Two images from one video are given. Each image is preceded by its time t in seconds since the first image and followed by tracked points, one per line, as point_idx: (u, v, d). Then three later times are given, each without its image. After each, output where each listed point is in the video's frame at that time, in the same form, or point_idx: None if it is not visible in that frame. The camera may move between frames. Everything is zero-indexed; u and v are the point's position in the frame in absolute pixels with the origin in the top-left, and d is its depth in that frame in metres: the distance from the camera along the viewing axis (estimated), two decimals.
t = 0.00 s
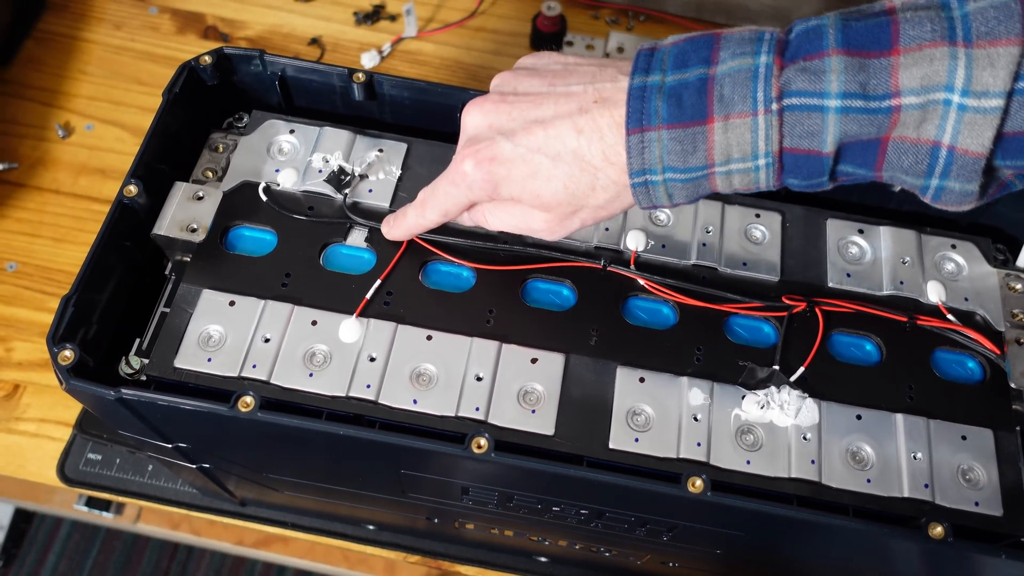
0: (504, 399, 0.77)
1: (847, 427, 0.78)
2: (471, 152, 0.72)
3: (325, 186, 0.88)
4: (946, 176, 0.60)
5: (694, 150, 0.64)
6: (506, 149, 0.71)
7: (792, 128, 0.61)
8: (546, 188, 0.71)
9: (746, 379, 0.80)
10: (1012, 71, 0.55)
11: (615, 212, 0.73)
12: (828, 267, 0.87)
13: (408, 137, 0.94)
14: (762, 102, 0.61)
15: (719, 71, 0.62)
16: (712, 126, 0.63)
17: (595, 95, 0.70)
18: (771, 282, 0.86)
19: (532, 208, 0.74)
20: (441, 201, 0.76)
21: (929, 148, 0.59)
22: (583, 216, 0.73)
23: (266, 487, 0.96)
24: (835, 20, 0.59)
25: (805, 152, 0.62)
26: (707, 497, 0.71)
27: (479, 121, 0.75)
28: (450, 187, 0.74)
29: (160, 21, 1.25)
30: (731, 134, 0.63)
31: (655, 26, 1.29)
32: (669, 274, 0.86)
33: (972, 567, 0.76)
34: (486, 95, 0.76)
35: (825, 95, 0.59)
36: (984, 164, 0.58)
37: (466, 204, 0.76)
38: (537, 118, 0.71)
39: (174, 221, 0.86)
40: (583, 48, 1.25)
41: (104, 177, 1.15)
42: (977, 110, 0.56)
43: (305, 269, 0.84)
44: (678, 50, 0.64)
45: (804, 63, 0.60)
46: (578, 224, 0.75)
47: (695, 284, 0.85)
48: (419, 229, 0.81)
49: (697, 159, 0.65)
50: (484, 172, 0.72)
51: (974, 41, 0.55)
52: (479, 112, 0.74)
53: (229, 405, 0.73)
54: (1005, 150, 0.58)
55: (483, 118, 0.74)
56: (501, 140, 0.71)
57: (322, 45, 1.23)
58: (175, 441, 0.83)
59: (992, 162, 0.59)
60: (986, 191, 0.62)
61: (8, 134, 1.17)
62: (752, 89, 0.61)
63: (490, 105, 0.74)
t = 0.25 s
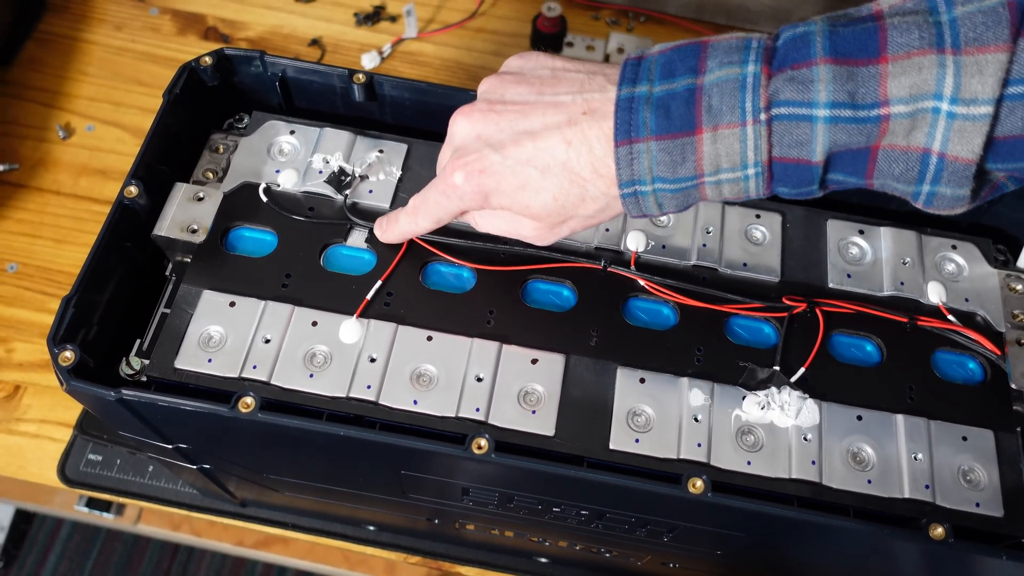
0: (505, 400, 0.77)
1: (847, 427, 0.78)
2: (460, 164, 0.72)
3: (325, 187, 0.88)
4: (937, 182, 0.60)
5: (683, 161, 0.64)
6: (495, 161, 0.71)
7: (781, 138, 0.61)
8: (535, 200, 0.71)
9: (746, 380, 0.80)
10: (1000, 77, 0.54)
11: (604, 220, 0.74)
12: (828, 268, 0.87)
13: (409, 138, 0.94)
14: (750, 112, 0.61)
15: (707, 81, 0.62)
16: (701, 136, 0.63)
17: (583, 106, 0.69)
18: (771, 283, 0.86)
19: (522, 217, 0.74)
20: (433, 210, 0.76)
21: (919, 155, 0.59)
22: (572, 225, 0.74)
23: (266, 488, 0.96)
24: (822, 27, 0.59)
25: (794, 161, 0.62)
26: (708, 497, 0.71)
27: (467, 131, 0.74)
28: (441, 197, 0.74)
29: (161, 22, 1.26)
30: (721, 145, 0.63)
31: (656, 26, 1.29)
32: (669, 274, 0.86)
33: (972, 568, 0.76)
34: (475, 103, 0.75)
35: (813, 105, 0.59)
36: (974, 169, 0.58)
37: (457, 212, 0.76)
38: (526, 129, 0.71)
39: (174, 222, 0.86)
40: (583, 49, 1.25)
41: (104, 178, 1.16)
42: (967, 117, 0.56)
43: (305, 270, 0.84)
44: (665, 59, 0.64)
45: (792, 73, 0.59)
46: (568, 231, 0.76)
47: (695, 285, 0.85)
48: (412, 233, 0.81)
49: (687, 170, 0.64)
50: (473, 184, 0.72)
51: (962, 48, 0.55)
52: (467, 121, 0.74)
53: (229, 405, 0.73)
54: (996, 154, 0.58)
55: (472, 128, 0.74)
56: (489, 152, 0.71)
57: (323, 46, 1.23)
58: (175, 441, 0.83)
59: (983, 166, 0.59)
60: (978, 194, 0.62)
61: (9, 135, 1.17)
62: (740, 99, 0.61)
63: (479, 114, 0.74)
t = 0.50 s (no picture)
0: (505, 400, 0.77)
1: (848, 428, 0.78)
2: (451, 168, 0.72)
3: (325, 188, 0.88)
4: (935, 190, 0.60)
5: (677, 170, 0.64)
6: (485, 166, 0.71)
7: (776, 146, 0.61)
8: (525, 206, 0.71)
9: (746, 380, 0.80)
10: (998, 84, 0.54)
11: (595, 228, 0.73)
12: (828, 268, 0.87)
13: (409, 138, 0.94)
14: (744, 120, 0.61)
15: (699, 89, 0.62)
16: (695, 145, 0.63)
17: (575, 113, 0.69)
18: (771, 283, 0.86)
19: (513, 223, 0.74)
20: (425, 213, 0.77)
21: (917, 163, 0.59)
22: (563, 233, 0.74)
23: (266, 488, 0.96)
24: (817, 34, 0.59)
25: (790, 170, 0.62)
26: (708, 498, 0.71)
27: (460, 134, 0.74)
28: (432, 200, 0.75)
29: (162, 22, 1.26)
30: (714, 154, 0.63)
31: (656, 27, 1.29)
32: (669, 274, 0.86)
33: (973, 568, 0.76)
34: (469, 106, 0.75)
35: (808, 113, 0.59)
36: (973, 177, 0.58)
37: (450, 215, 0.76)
38: (517, 134, 0.71)
39: (175, 222, 0.86)
40: (583, 49, 1.25)
41: (105, 179, 1.16)
42: (964, 124, 0.55)
43: (306, 270, 0.84)
44: (658, 68, 0.64)
45: (786, 80, 0.59)
46: (559, 238, 0.76)
47: (695, 285, 0.85)
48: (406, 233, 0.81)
49: (681, 179, 0.65)
50: (463, 188, 0.72)
51: (958, 54, 0.55)
52: (460, 125, 0.74)
53: (229, 406, 0.73)
54: (995, 161, 0.58)
55: (465, 131, 0.74)
56: (479, 156, 0.71)
57: (323, 46, 1.23)
58: (175, 441, 0.83)
59: (982, 174, 0.59)
60: (977, 203, 0.62)
61: (9, 136, 1.17)
62: (734, 107, 0.61)
63: (472, 118, 0.73)
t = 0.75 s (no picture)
0: (505, 400, 0.77)
1: (848, 428, 0.78)
2: (451, 181, 0.73)
3: (325, 188, 0.88)
4: (939, 209, 0.60)
5: (680, 189, 0.64)
6: (485, 180, 0.71)
7: (779, 166, 0.61)
8: (523, 221, 0.71)
9: (746, 381, 0.80)
10: (1002, 102, 0.54)
11: (595, 245, 0.73)
12: (828, 268, 0.86)
13: (409, 139, 0.94)
14: (747, 139, 0.61)
15: (703, 108, 0.63)
16: (698, 164, 0.63)
17: (576, 130, 0.69)
18: (772, 284, 0.86)
19: (512, 237, 0.75)
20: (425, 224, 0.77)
21: (920, 182, 0.59)
22: (563, 249, 0.74)
23: (267, 488, 0.96)
24: (819, 53, 0.59)
25: (793, 189, 0.62)
26: (709, 498, 0.71)
27: (461, 147, 0.74)
28: (432, 212, 0.75)
29: (162, 22, 1.26)
30: (717, 173, 0.63)
31: (656, 27, 1.29)
32: (670, 274, 0.86)
33: (974, 568, 0.76)
34: (472, 119, 0.75)
35: (812, 132, 0.59)
36: (977, 196, 0.58)
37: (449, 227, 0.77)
38: (517, 149, 0.71)
39: (175, 222, 0.86)
40: (583, 49, 1.25)
41: (105, 179, 1.16)
42: (969, 143, 0.56)
43: (306, 270, 0.84)
44: (659, 86, 0.65)
45: (789, 100, 0.60)
46: (558, 254, 0.76)
47: (695, 285, 0.85)
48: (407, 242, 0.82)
49: (683, 199, 0.64)
50: (462, 202, 0.72)
51: (962, 73, 0.55)
52: (462, 138, 0.74)
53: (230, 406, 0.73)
54: (998, 180, 0.58)
55: (466, 144, 0.74)
56: (478, 170, 0.71)
57: (323, 47, 1.23)
58: (175, 441, 0.83)
59: (986, 192, 0.59)
60: (981, 221, 0.62)
61: (10, 136, 1.17)
62: (737, 126, 0.61)
63: (474, 131, 0.74)
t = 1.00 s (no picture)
0: (505, 401, 0.77)
1: (848, 428, 0.78)
2: (456, 181, 0.73)
3: (325, 188, 0.88)
4: (949, 219, 0.60)
5: (689, 192, 0.64)
6: (490, 181, 0.72)
7: (790, 170, 0.61)
8: (528, 223, 0.71)
9: (747, 381, 0.80)
10: (1013, 109, 0.55)
11: (599, 253, 0.73)
12: (828, 268, 0.86)
13: (409, 139, 0.94)
14: (758, 143, 0.61)
15: (713, 112, 0.62)
16: (708, 167, 0.63)
17: (584, 133, 0.70)
18: (772, 284, 0.86)
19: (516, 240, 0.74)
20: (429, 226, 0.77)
21: (931, 190, 0.60)
22: (566, 255, 0.74)
23: (267, 488, 0.96)
24: (829, 60, 0.60)
25: (804, 195, 0.62)
26: (709, 498, 0.71)
27: (467, 150, 0.75)
28: (435, 213, 0.75)
29: (162, 22, 1.26)
30: (727, 176, 0.63)
31: (656, 27, 1.29)
32: (670, 275, 0.86)
33: (974, 569, 0.76)
34: (479, 122, 0.76)
35: (824, 135, 0.59)
36: (987, 205, 0.58)
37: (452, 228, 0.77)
38: (524, 150, 0.71)
39: (175, 222, 0.86)
40: (583, 49, 1.25)
41: (105, 179, 1.16)
42: (980, 150, 0.56)
43: (306, 270, 0.84)
44: (670, 91, 0.64)
45: (802, 104, 0.60)
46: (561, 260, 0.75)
47: (695, 285, 0.85)
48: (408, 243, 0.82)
49: (692, 202, 0.64)
50: (467, 202, 0.73)
51: (973, 80, 0.56)
52: (468, 140, 0.75)
53: (230, 406, 0.73)
54: (1007, 190, 0.59)
55: (472, 146, 0.74)
56: (485, 171, 0.71)
57: (323, 47, 1.23)
58: (175, 442, 0.83)
59: (994, 205, 0.60)
60: (986, 237, 0.62)
61: (9, 136, 1.17)
62: (748, 129, 0.61)
63: (480, 133, 0.74)
